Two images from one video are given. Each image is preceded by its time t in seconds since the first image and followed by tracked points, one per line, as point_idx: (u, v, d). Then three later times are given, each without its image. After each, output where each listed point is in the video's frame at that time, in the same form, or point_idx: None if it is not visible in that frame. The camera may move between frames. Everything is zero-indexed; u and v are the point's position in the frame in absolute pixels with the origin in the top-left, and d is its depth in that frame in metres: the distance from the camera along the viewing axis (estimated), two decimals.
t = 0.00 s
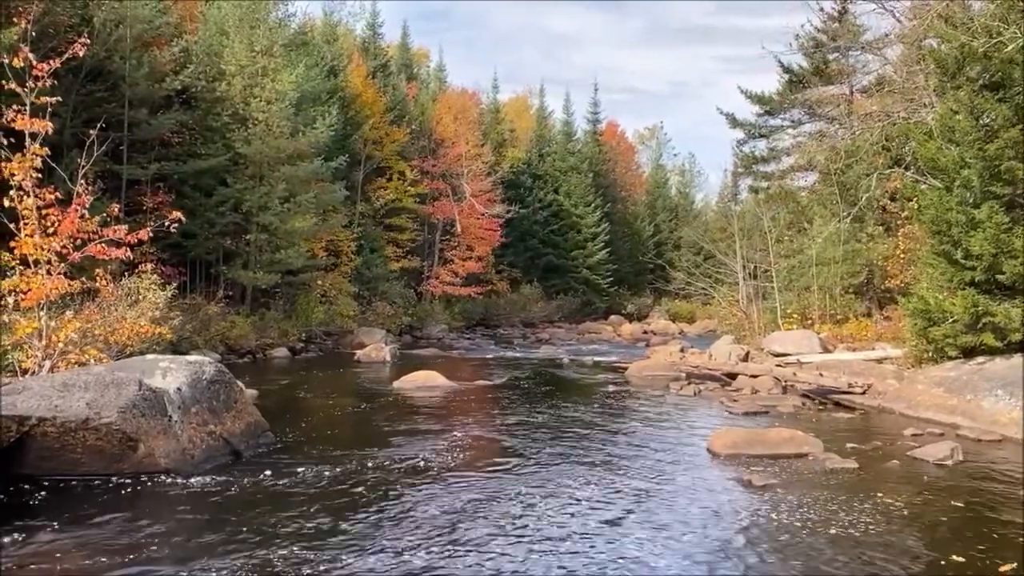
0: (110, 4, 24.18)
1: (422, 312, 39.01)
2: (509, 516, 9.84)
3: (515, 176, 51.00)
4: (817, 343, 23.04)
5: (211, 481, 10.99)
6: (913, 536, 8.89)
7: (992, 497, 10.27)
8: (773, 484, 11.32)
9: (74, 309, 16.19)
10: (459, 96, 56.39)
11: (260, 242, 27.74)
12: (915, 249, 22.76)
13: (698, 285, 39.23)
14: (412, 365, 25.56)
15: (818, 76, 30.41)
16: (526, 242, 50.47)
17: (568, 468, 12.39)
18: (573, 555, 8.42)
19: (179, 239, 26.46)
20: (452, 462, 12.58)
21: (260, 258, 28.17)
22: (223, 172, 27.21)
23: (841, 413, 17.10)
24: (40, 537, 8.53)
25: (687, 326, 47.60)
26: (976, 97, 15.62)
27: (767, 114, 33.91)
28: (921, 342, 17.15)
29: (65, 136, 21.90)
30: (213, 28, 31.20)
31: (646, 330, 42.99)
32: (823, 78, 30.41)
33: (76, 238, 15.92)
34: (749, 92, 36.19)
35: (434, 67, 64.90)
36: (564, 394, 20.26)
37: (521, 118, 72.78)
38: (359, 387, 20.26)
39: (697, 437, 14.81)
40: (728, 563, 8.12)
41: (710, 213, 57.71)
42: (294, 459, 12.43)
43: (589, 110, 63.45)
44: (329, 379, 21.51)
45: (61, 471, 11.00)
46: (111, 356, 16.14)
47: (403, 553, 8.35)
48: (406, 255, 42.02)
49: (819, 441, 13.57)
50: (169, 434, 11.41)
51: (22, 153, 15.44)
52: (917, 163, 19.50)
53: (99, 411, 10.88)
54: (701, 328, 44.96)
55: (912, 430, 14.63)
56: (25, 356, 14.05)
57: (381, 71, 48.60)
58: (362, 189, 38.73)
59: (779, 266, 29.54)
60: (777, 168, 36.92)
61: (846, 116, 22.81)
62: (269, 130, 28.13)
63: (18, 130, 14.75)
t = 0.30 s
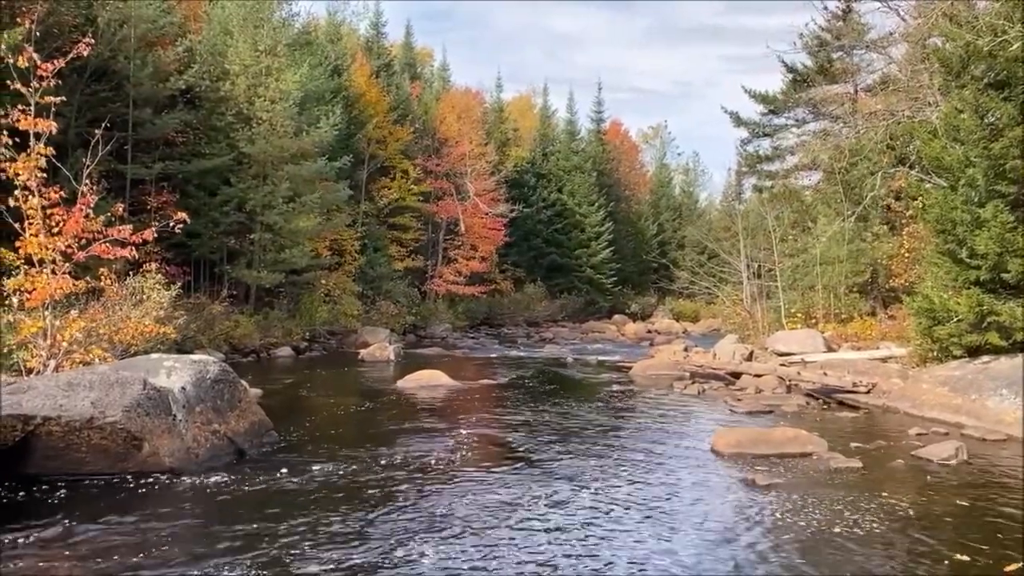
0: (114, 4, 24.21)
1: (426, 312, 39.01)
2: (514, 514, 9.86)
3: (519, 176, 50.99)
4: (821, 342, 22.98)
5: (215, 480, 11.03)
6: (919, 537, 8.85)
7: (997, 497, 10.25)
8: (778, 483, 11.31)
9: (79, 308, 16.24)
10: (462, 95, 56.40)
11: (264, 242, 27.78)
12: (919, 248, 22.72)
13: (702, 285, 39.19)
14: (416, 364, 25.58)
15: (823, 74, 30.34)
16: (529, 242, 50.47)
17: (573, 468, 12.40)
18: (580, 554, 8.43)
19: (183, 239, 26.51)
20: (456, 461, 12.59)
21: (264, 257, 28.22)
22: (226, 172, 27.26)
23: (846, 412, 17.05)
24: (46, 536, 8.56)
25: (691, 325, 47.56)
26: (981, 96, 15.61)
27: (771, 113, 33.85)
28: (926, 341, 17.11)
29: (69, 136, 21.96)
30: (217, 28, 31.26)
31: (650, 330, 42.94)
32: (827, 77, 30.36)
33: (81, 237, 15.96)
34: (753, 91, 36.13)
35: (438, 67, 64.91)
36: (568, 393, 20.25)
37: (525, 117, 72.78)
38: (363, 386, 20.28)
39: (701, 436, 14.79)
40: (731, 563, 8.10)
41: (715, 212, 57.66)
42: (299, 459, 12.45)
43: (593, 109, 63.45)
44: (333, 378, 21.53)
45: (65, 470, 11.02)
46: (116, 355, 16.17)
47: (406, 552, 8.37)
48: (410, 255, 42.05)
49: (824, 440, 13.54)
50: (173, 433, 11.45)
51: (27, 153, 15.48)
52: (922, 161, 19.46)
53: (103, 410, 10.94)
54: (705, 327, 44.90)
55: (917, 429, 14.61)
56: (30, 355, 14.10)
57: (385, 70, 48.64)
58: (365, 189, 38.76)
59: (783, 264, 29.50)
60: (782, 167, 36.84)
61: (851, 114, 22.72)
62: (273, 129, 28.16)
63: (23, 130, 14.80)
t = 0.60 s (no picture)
0: (120, 4, 24.26)
1: (431, 311, 39.01)
2: (520, 513, 9.86)
3: (524, 175, 50.94)
4: (827, 342, 22.89)
5: (221, 479, 11.09)
6: (926, 536, 8.82)
7: (1003, 497, 10.21)
8: (783, 482, 11.30)
9: (85, 308, 16.32)
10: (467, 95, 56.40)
11: (270, 241, 27.84)
12: (926, 247, 22.63)
13: (707, 284, 39.11)
14: (421, 363, 25.61)
15: (829, 73, 30.21)
16: (534, 241, 50.46)
17: (579, 467, 12.40)
18: (588, 553, 8.44)
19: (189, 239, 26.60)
20: (461, 460, 12.60)
21: (270, 256, 28.29)
22: (232, 171, 27.33)
23: (852, 412, 16.99)
24: (53, 534, 8.60)
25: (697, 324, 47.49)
26: (988, 95, 15.56)
27: (777, 112, 33.74)
28: (932, 340, 17.04)
29: (76, 136, 22.04)
30: (223, 28, 31.32)
31: (655, 329, 42.88)
32: (832, 76, 30.24)
33: (88, 237, 16.04)
34: (758, 90, 36.01)
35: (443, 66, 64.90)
36: (573, 392, 20.24)
37: (530, 116, 72.74)
38: (368, 385, 20.31)
39: (707, 436, 14.76)
40: (738, 562, 8.09)
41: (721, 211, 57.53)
42: (305, 457, 12.49)
43: (598, 108, 63.40)
44: (338, 377, 21.57)
45: (73, 468, 11.06)
46: (122, 354, 16.23)
47: (414, 551, 8.38)
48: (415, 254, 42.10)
49: (830, 440, 13.50)
50: (179, 432, 11.51)
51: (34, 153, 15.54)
52: (928, 160, 19.38)
53: (110, 409, 10.97)
54: (710, 326, 44.81)
55: (923, 429, 14.56)
56: (37, 354, 14.19)
57: (390, 69, 48.67)
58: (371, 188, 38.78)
59: (789, 263, 29.42)
60: (788, 166, 36.66)
61: (857, 112, 22.62)
62: (278, 129, 28.22)
63: (30, 130, 14.86)
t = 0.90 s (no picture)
0: (129, 4, 24.36)
1: (438, 310, 39.08)
2: (528, 512, 9.88)
3: (531, 174, 50.93)
4: (835, 341, 22.84)
5: (229, 477, 11.15)
6: (935, 536, 8.77)
7: (1012, 496, 10.15)
8: (791, 481, 11.27)
9: (95, 306, 16.41)
10: (474, 94, 56.45)
11: (278, 240, 27.92)
12: (935, 245, 22.55)
13: (715, 283, 39.06)
14: (428, 362, 25.66)
15: (837, 71, 30.11)
16: (541, 240, 50.46)
17: (586, 465, 12.40)
18: (596, 551, 8.44)
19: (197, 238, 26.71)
20: (468, 458, 12.62)
21: (278, 256, 28.39)
22: (240, 171, 27.43)
23: (859, 411, 16.96)
24: (64, 532, 8.64)
25: (704, 323, 47.42)
26: (998, 92, 15.49)
27: (785, 111, 33.65)
28: (941, 339, 16.97)
29: (85, 136, 22.17)
30: (231, 28, 31.44)
31: (663, 328, 42.83)
32: (840, 74, 30.10)
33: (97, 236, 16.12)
34: (766, 89, 35.91)
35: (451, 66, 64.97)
36: (580, 391, 20.26)
37: (537, 115, 72.74)
38: (376, 384, 20.39)
39: (714, 435, 14.75)
40: (746, 561, 8.07)
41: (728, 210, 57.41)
42: (313, 455, 12.54)
43: (605, 107, 63.38)
44: (346, 376, 21.63)
45: (82, 467, 11.11)
46: (131, 353, 16.30)
47: (423, 549, 8.39)
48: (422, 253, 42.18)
49: (837, 439, 13.45)
50: (188, 430, 11.57)
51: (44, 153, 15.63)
52: (937, 158, 19.30)
53: (119, 408, 11.03)
54: (718, 325, 44.74)
55: (932, 428, 14.51)
56: (46, 353, 14.28)
57: (398, 69, 48.75)
58: (378, 188, 38.87)
59: (797, 263, 29.32)
60: (796, 165, 36.23)
61: (865, 110, 22.50)
62: (286, 128, 28.30)
63: (39, 130, 14.95)
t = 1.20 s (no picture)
0: (138, 5, 24.45)
1: (447, 309, 39.13)
2: (537, 511, 9.87)
3: (539, 173, 50.90)
4: (844, 340, 22.76)
5: (239, 476, 11.20)
6: (945, 536, 8.71)
7: None
8: (801, 480, 11.24)
9: (104, 305, 16.49)
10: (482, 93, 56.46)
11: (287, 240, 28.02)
12: (944, 244, 22.40)
13: (724, 281, 38.97)
14: (436, 361, 25.71)
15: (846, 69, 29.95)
16: (549, 239, 50.43)
17: (595, 464, 12.39)
18: (606, 550, 8.43)
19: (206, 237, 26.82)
20: (477, 457, 12.63)
21: (287, 255, 28.48)
22: (249, 171, 27.52)
23: (869, 410, 16.89)
24: (74, 530, 8.70)
25: (713, 322, 47.31)
26: (1008, 90, 15.37)
27: (793, 109, 33.51)
28: (951, 338, 16.88)
29: (95, 136, 22.29)
30: (240, 28, 31.54)
31: (671, 327, 42.75)
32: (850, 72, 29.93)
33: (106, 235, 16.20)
34: (774, 87, 35.76)
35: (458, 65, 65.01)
36: (588, 390, 20.26)
37: (544, 114, 72.73)
38: (384, 382, 20.44)
39: (723, 434, 14.72)
40: (756, 561, 8.05)
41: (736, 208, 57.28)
42: (322, 454, 12.58)
43: (613, 106, 63.33)
44: (354, 374, 21.71)
45: (92, 465, 11.20)
46: (141, 351, 16.40)
47: (435, 549, 8.38)
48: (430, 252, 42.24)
49: (847, 438, 13.40)
50: (197, 429, 11.62)
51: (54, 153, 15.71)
52: (947, 156, 19.17)
53: (129, 407, 11.07)
54: (727, 324, 44.63)
55: (942, 428, 14.43)
56: (57, 351, 14.36)
57: (406, 68, 48.79)
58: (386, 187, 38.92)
59: (806, 261, 29.22)
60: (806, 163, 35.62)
61: (875, 108, 22.37)
62: (295, 128, 28.38)
63: (49, 130, 15.02)
